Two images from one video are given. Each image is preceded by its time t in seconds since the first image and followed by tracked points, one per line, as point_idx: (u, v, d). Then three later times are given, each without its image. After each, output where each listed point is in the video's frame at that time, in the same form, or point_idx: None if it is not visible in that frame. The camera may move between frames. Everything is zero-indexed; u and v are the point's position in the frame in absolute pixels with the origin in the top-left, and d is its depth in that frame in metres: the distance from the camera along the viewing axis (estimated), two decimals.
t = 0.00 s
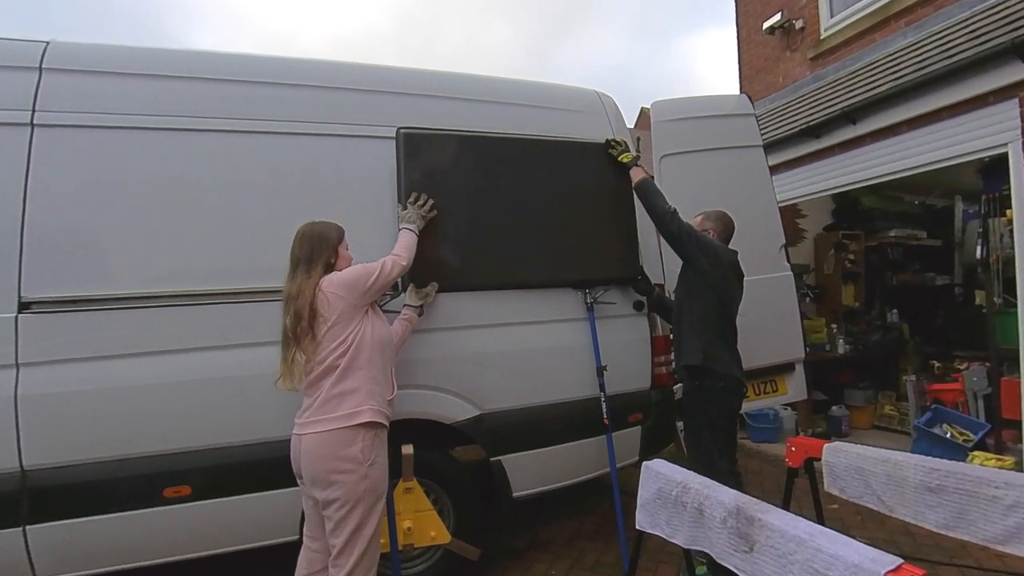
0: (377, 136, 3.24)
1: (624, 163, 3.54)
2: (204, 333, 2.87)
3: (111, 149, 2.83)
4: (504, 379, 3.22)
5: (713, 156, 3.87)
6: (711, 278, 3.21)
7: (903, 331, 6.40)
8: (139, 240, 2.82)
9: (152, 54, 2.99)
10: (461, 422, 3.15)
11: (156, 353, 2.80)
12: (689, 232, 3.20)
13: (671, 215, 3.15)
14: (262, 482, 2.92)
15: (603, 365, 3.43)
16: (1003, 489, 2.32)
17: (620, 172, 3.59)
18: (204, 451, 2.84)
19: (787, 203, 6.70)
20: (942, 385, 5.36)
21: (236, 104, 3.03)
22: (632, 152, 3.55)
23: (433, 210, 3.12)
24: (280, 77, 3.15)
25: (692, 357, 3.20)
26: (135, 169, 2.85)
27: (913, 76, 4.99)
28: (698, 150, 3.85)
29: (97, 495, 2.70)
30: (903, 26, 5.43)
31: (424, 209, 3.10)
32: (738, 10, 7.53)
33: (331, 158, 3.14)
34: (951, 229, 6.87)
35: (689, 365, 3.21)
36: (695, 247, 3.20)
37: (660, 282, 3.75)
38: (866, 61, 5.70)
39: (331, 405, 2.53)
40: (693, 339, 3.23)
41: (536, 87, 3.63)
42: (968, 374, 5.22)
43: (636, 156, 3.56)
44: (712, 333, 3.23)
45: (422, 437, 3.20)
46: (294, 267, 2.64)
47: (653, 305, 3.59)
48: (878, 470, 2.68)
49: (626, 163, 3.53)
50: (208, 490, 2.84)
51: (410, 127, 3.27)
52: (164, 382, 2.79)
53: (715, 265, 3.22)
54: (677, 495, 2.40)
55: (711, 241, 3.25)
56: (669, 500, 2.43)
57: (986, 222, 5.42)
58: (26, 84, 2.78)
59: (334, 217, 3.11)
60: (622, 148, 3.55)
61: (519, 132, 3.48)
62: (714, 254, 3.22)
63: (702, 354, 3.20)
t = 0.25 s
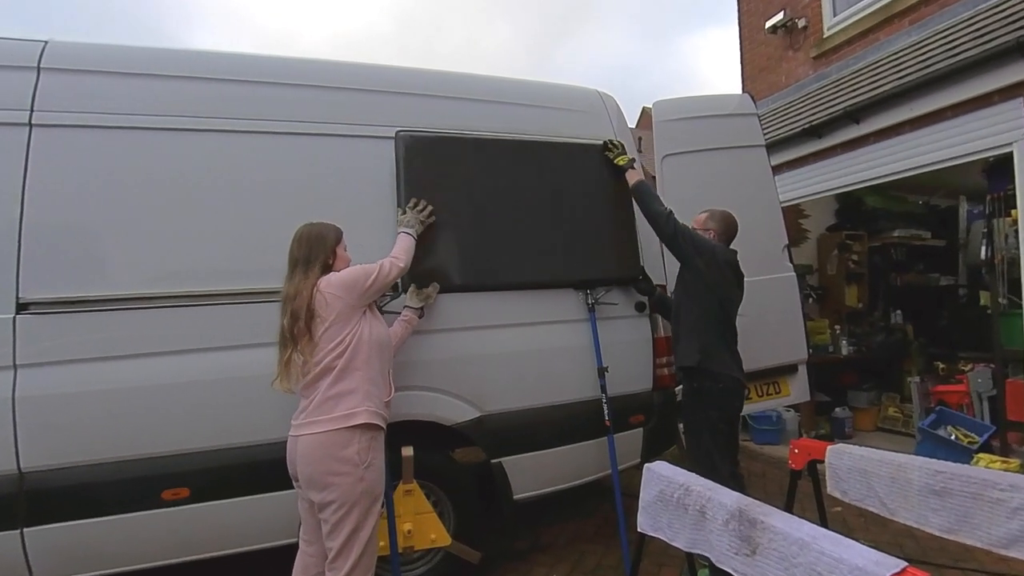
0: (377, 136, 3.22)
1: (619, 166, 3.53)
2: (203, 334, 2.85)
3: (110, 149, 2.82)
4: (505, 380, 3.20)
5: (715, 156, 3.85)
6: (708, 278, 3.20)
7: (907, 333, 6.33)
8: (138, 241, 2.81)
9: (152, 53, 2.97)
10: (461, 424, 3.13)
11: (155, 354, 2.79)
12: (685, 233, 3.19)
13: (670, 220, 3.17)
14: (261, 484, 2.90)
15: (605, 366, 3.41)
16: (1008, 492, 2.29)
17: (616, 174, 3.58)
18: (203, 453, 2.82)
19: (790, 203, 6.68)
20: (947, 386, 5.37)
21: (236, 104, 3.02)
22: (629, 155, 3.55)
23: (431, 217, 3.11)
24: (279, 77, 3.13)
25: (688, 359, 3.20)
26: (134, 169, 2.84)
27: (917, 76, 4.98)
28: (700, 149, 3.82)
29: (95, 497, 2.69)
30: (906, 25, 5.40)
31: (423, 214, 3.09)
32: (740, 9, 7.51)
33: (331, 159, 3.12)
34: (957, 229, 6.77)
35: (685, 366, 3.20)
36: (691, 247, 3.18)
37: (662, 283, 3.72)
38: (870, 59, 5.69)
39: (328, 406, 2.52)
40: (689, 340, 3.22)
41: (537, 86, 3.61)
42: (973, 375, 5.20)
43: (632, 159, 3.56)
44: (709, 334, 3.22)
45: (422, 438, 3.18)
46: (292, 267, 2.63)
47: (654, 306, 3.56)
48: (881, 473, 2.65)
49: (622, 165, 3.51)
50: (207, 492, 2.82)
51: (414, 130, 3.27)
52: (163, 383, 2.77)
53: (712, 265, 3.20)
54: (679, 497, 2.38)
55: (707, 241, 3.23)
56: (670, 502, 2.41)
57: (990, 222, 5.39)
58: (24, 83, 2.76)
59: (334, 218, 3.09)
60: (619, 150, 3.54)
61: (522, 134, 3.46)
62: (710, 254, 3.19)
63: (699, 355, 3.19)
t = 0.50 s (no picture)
0: (378, 136, 3.21)
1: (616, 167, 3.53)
2: (202, 335, 2.83)
3: (108, 149, 2.80)
4: (505, 382, 3.18)
5: (717, 156, 3.83)
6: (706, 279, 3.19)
7: (911, 333, 6.31)
8: (136, 241, 2.79)
9: (150, 53, 2.96)
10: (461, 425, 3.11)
11: (153, 355, 2.77)
12: (680, 233, 3.17)
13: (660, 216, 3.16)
14: (260, 485, 2.89)
15: (606, 367, 3.38)
16: (1014, 494, 2.27)
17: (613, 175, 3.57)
18: (202, 454, 2.80)
19: (792, 203, 6.66)
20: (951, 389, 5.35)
21: (236, 104, 3.00)
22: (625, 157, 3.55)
23: (431, 222, 3.13)
24: (279, 76, 3.12)
25: (685, 359, 3.20)
26: (133, 169, 2.82)
27: (921, 75, 4.97)
28: (702, 149, 3.80)
29: (93, 499, 2.67)
30: (910, 24, 5.39)
31: (422, 219, 3.10)
32: (743, 8, 7.49)
33: (331, 159, 3.10)
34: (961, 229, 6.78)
35: (682, 367, 3.21)
36: (688, 247, 3.17)
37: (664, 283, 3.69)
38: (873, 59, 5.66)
39: (327, 407, 2.50)
40: (686, 340, 3.23)
41: (538, 86, 3.59)
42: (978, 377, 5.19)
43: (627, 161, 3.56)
44: (708, 335, 3.21)
45: (423, 440, 3.16)
46: (291, 268, 2.61)
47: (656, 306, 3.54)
48: (886, 475, 2.63)
49: (618, 167, 3.51)
50: (206, 494, 2.81)
51: (411, 135, 3.24)
52: (162, 384, 2.76)
53: (710, 265, 3.18)
54: (681, 499, 2.36)
55: (706, 242, 3.22)
56: (672, 504, 2.39)
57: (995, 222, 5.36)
58: (23, 83, 2.75)
59: (334, 218, 3.08)
60: (615, 152, 3.54)
61: (523, 136, 3.45)
62: (709, 254, 3.18)
63: (696, 355, 3.19)
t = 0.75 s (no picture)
0: (378, 136, 3.19)
1: (614, 168, 3.50)
2: (201, 336, 2.81)
3: (106, 149, 2.78)
4: (506, 383, 3.16)
5: (720, 156, 3.81)
6: (702, 279, 3.18)
7: (915, 335, 6.25)
8: (135, 242, 2.77)
9: (149, 52, 2.94)
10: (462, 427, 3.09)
11: (152, 356, 2.75)
12: (677, 232, 3.18)
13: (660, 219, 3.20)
14: (259, 488, 2.87)
15: (607, 369, 3.36)
16: (1020, 497, 2.26)
17: (609, 177, 3.54)
18: (201, 456, 2.78)
19: (795, 204, 6.64)
20: (955, 390, 5.25)
21: (235, 103, 2.98)
22: (623, 158, 3.53)
23: (431, 226, 3.12)
24: (279, 75, 3.10)
25: (681, 359, 3.20)
26: (131, 169, 2.80)
27: (925, 74, 4.95)
28: (704, 149, 3.78)
29: (91, 501, 2.65)
30: (914, 22, 5.35)
31: (422, 223, 3.09)
32: (745, 7, 7.47)
33: (331, 159, 3.09)
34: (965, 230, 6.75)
35: (678, 367, 3.20)
36: (684, 248, 3.18)
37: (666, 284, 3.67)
38: (877, 57, 5.65)
39: (326, 408, 2.49)
40: (682, 340, 3.23)
41: (540, 85, 3.57)
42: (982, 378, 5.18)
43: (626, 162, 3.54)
44: (705, 335, 3.19)
45: (423, 442, 3.15)
46: (292, 269, 2.60)
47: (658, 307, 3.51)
48: (890, 477, 2.60)
49: (616, 168, 3.48)
50: (205, 496, 2.79)
51: (411, 138, 3.22)
52: (160, 386, 2.74)
53: (707, 265, 3.18)
54: (683, 502, 2.33)
55: (703, 242, 3.21)
56: (675, 507, 2.36)
57: (999, 222, 5.33)
58: (20, 83, 2.73)
59: (333, 218, 3.06)
60: (613, 153, 3.52)
61: (524, 137, 3.43)
62: (704, 255, 3.17)
63: (691, 355, 3.18)
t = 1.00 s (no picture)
0: (378, 136, 3.17)
1: (612, 170, 3.48)
2: (201, 337, 2.80)
3: (105, 149, 2.77)
4: (507, 385, 3.14)
5: (722, 156, 3.79)
6: (698, 280, 3.16)
7: (919, 336, 6.26)
8: (134, 242, 2.76)
9: (149, 51, 2.93)
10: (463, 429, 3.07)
11: (151, 358, 2.74)
12: (672, 233, 3.16)
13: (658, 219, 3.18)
14: (259, 489, 2.85)
15: (608, 370, 3.34)
16: None
17: (609, 178, 3.51)
18: (200, 458, 2.77)
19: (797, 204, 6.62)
20: (960, 391, 5.33)
21: (234, 103, 2.97)
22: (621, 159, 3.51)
23: (431, 227, 3.10)
24: (279, 75, 3.08)
25: (677, 360, 3.18)
26: (130, 169, 2.79)
27: (929, 73, 4.94)
28: (706, 149, 3.76)
29: (90, 503, 2.64)
30: (918, 21, 5.34)
31: (422, 224, 3.07)
32: (747, 7, 7.45)
33: (330, 159, 3.07)
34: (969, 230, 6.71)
35: (674, 368, 3.19)
36: (681, 248, 3.16)
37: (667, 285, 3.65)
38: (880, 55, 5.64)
39: (326, 409, 2.47)
40: (678, 341, 3.21)
41: (543, 85, 3.56)
42: (987, 380, 5.10)
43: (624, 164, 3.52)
44: (702, 336, 3.17)
45: (423, 443, 3.13)
46: (291, 273, 2.58)
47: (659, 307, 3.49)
48: (894, 479, 2.57)
49: (615, 168, 3.46)
50: (204, 498, 2.77)
51: (411, 139, 3.21)
52: (159, 387, 2.72)
53: (704, 265, 3.14)
54: (685, 504, 2.31)
55: (700, 242, 3.19)
56: (677, 509, 2.34)
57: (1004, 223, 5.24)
58: (19, 82, 2.72)
59: (333, 219, 3.04)
60: (611, 155, 3.50)
61: (525, 137, 3.42)
62: (701, 256, 3.15)
63: (688, 357, 3.16)
